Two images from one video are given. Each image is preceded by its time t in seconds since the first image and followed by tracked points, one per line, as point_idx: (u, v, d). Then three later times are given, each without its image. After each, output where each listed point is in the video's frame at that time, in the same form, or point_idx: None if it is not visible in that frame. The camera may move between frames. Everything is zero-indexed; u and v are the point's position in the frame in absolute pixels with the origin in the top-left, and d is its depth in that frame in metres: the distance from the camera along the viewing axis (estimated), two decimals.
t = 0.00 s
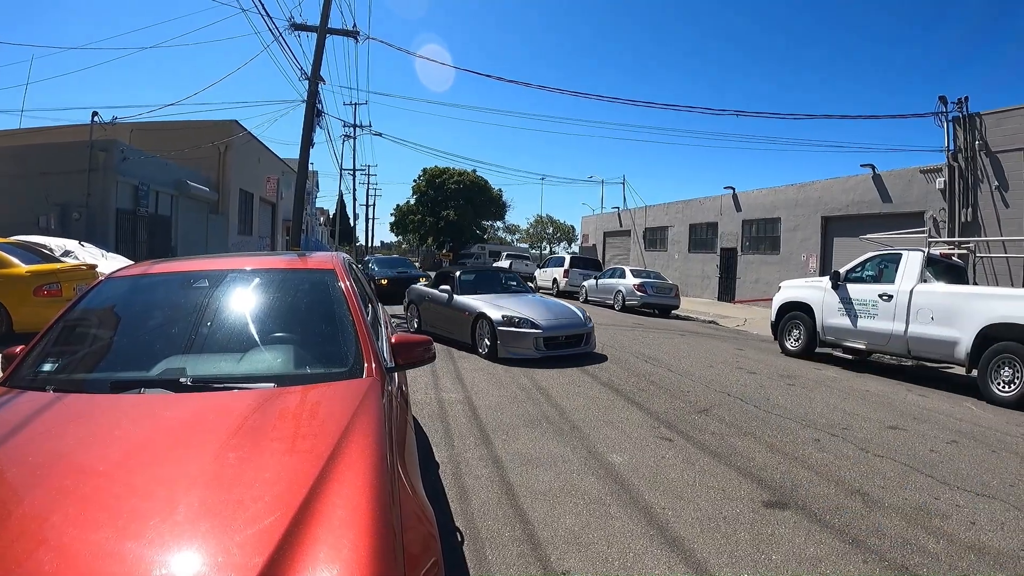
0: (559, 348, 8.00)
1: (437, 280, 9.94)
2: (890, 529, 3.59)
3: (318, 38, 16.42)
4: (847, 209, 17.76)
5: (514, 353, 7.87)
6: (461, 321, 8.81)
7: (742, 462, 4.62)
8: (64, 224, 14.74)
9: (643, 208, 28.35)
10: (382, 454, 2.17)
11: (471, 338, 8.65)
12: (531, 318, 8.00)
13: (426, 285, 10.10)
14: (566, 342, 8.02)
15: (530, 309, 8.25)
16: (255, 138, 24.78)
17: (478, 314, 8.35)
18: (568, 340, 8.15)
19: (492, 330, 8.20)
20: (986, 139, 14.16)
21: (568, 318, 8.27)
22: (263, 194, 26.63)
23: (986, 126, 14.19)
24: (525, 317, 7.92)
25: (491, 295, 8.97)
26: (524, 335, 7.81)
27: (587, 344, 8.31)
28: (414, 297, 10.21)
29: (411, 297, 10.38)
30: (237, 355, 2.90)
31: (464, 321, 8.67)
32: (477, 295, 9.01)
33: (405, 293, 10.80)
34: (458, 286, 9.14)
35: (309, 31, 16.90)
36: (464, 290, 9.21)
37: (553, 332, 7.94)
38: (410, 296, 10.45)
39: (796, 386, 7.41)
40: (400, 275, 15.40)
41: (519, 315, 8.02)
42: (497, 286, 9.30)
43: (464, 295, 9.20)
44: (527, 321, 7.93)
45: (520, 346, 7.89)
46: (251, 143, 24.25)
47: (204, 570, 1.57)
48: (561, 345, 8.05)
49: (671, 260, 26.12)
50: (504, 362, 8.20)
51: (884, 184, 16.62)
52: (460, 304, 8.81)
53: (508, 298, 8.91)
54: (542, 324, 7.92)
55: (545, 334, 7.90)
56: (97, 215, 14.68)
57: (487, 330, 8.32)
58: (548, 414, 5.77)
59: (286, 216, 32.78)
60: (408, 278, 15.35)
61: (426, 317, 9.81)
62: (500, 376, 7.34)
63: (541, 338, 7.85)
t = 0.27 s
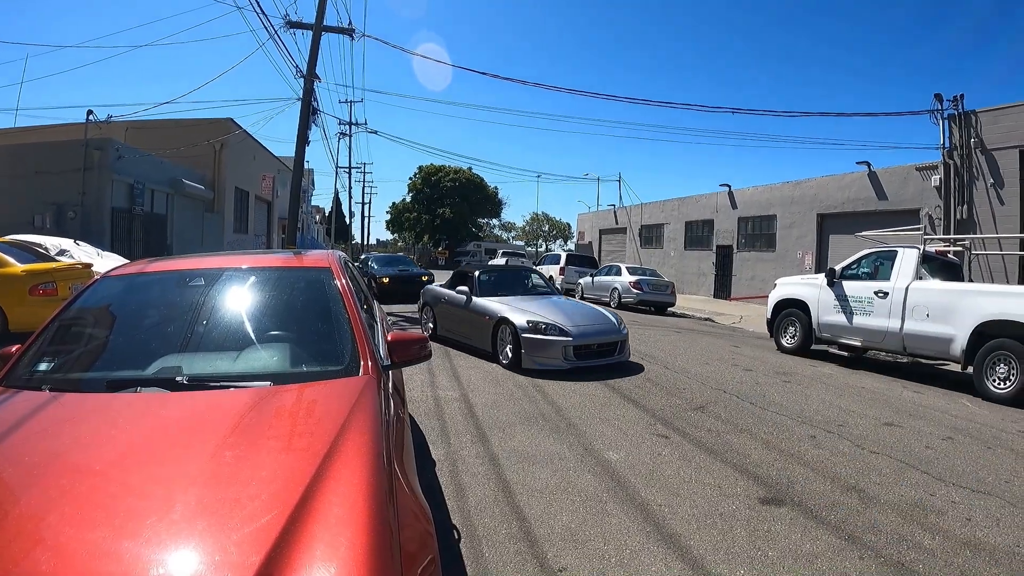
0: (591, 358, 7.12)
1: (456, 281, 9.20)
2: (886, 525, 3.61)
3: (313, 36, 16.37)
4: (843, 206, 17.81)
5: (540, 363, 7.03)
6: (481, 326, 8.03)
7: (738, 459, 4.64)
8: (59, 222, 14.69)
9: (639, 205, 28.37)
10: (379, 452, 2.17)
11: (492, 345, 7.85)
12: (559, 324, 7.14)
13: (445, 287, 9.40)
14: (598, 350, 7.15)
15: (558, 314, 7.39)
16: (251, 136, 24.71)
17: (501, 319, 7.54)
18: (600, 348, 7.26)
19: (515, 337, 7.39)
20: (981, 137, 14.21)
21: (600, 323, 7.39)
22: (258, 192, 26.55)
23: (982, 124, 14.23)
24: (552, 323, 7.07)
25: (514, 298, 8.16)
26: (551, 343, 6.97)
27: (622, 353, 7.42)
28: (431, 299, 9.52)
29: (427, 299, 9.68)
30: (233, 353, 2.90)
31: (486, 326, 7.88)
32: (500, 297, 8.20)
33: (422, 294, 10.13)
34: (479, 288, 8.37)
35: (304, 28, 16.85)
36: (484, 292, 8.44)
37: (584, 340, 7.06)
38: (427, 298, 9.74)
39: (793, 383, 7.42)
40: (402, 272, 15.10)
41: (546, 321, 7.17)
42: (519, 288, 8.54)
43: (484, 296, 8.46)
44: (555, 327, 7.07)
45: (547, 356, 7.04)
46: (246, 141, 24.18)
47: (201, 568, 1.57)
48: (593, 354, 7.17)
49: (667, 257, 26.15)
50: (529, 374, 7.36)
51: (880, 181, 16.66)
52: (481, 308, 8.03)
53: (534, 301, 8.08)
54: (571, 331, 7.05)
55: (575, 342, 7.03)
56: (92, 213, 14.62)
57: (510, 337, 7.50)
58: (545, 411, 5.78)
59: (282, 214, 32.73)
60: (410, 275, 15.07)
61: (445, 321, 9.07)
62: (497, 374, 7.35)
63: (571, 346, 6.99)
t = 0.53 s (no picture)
0: (622, 368, 6.33)
1: (470, 278, 8.45)
2: (876, 519, 3.65)
3: (305, 29, 16.27)
4: (835, 202, 17.90)
5: (566, 374, 6.24)
6: (498, 329, 7.26)
7: (729, 453, 4.68)
8: (49, 217, 14.58)
9: (631, 200, 28.41)
10: (370, 446, 2.18)
11: (509, 352, 7.07)
12: (588, 330, 6.34)
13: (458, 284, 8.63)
14: (630, 360, 6.36)
15: (586, 318, 6.59)
16: (242, 130, 24.53)
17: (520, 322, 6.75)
18: (633, 358, 6.46)
19: (536, 343, 6.59)
20: (972, 134, 14.30)
21: (631, 328, 6.60)
22: (249, 186, 26.41)
23: (973, 121, 14.32)
24: (580, 329, 6.28)
25: (534, 298, 7.37)
26: (579, 353, 6.18)
27: (656, 363, 6.62)
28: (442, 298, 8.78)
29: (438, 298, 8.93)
30: (224, 348, 2.90)
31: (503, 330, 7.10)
32: (519, 297, 7.41)
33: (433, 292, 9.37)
34: (495, 286, 7.60)
35: (296, 21, 16.73)
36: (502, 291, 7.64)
37: (616, 348, 6.26)
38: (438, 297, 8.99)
39: (784, 378, 7.47)
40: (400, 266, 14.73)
41: (572, 325, 6.38)
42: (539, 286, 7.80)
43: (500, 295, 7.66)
44: (583, 333, 6.28)
45: (572, 366, 6.24)
46: (237, 135, 24.03)
47: (193, 564, 1.58)
48: (624, 364, 6.37)
49: (659, 252, 26.23)
50: (551, 385, 6.55)
51: (871, 177, 16.76)
52: (498, 309, 7.26)
53: (557, 302, 7.29)
54: (601, 338, 6.26)
55: (605, 350, 6.23)
56: (82, 208, 14.51)
57: (530, 343, 6.70)
58: (537, 406, 5.80)
59: (273, 208, 32.59)
60: (408, 269, 14.71)
61: (457, 322, 8.32)
62: (489, 368, 7.36)
63: (600, 355, 6.20)
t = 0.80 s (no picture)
0: (672, 392, 5.51)
1: (496, 285, 7.75)
2: (878, 520, 3.65)
3: (306, 32, 16.30)
4: (835, 202, 17.91)
5: (607, 398, 5.43)
6: (527, 344, 6.49)
7: (730, 455, 4.68)
8: (51, 220, 14.62)
9: (632, 201, 28.42)
10: (371, 449, 2.18)
11: (540, 370, 6.28)
12: (634, 347, 5.52)
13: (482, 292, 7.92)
14: (680, 382, 5.54)
15: (631, 333, 5.77)
16: (243, 133, 24.58)
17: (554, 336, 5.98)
18: (684, 380, 5.63)
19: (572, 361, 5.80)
20: (973, 134, 14.29)
21: (681, 343, 5.78)
22: (250, 189, 26.46)
23: (973, 121, 14.31)
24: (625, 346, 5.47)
25: (568, 309, 6.58)
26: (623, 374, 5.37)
27: (709, 386, 5.79)
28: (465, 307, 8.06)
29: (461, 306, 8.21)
30: (225, 350, 2.90)
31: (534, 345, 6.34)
32: (552, 308, 6.65)
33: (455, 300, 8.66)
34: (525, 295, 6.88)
35: (297, 24, 16.78)
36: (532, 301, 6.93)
37: (666, 368, 5.44)
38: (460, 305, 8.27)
39: (785, 379, 7.47)
40: (407, 268, 14.44)
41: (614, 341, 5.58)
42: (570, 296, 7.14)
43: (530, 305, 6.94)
44: (628, 349, 5.48)
45: (614, 389, 5.42)
46: (238, 138, 24.07)
47: (195, 565, 1.58)
48: (674, 387, 5.55)
49: (659, 253, 26.22)
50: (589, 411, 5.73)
51: (872, 178, 16.76)
52: (528, 320, 6.50)
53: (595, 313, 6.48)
54: (649, 357, 5.45)
55: (653, 370, 5.42)
56: (83, 211, 14.54)
57: (566, 360, 5.91)
58: (538, 408, 5.80)
59: (274, 210, 32.64)
60: (416, 272, 14.44)
61: (480, 334, 7.59)
62: (490, 370, 7.36)
63: (648, 376, 5.38)
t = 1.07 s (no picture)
0: (739, 418, 4.71)
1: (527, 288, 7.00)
2: (883, 518, 3.63)
3: (309, 31, 16.31)
4: (840, 200, 17.83)
5: (664, 426, 4.63)
6: (565, 357, 5.72)
7: (735, 453, 4.67)
8: (56, 220, 14.67)
9: (636, 200, 28.37)
10: (376, 447, 2.18)
11: (581, 389, 5.48)
12: (698, 366, 4.69)
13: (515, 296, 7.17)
14: (748, 406, 4.74)
15: (691, 348, 4.96)
16: (247, 132, 24.63)
17: (599, 349, 5.19)
18: (753, 404, 4.82)
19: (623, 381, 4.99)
20: (979, 131, 14.20)
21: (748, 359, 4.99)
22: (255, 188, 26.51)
23: (979, 118, 14.22)
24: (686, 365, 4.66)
25: (611, 317, 5.78)
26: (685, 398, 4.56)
27: (778, 409, 4.98)
28: (495, 312, 7.32)
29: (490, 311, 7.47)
30: (230, 349, 2.90)
31: (573, 358, 5.56)
32: (594, 315, 5.86)
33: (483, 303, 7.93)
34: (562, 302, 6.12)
35: (300, 24, 16.79)
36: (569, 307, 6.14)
37: (733, 391, 4.64)
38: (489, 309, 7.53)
39: (790, 377, 7.44)
40: (419, 267, 14.14)
41: (672, 358, 4.77)
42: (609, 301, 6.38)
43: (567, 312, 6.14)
44: (688, 368, 4.68)
45: (673, 416, 4.61)
46: (242, 137, 24.12)
47: (200, 564, 1.58)
48: (741, 412, 4.75)
49: (664, 251, 26.17)
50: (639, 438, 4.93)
51: (877, 175, 16.68)
52: (568, 330, 5.73)
53: (641, 321, 5.68)
54: (714, 378, 4.64)
55: (718, 394, 4.62)
56: (88, 211, 14.60)
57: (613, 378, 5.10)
58: (542, 406, 5.79)
59: (279, 210, 32.71)
60: (427, 271, 14.15)
61: (511, 342, 6.84)
62: (494, 368, 7.35)
63: (712, 401, 4.58)
